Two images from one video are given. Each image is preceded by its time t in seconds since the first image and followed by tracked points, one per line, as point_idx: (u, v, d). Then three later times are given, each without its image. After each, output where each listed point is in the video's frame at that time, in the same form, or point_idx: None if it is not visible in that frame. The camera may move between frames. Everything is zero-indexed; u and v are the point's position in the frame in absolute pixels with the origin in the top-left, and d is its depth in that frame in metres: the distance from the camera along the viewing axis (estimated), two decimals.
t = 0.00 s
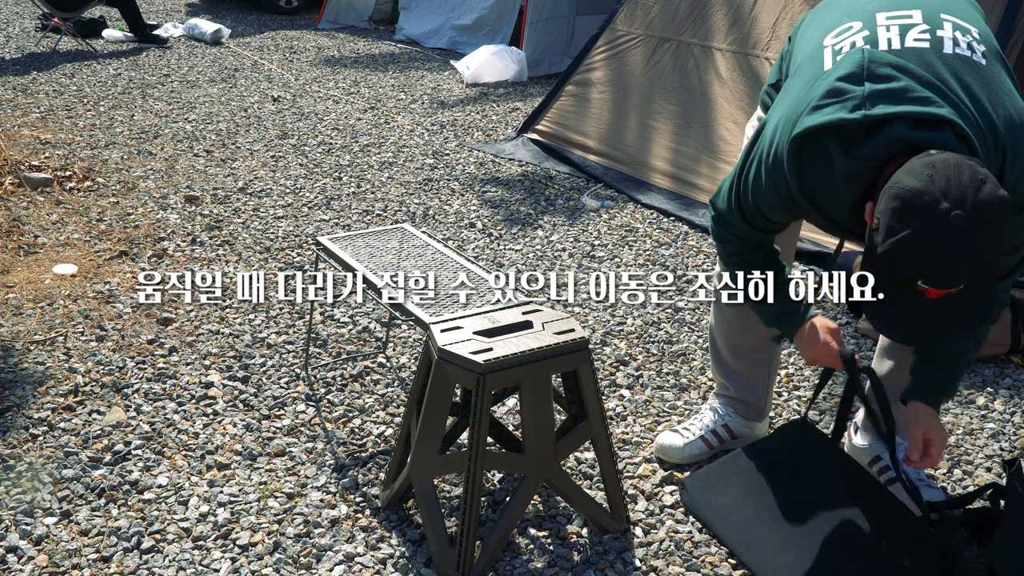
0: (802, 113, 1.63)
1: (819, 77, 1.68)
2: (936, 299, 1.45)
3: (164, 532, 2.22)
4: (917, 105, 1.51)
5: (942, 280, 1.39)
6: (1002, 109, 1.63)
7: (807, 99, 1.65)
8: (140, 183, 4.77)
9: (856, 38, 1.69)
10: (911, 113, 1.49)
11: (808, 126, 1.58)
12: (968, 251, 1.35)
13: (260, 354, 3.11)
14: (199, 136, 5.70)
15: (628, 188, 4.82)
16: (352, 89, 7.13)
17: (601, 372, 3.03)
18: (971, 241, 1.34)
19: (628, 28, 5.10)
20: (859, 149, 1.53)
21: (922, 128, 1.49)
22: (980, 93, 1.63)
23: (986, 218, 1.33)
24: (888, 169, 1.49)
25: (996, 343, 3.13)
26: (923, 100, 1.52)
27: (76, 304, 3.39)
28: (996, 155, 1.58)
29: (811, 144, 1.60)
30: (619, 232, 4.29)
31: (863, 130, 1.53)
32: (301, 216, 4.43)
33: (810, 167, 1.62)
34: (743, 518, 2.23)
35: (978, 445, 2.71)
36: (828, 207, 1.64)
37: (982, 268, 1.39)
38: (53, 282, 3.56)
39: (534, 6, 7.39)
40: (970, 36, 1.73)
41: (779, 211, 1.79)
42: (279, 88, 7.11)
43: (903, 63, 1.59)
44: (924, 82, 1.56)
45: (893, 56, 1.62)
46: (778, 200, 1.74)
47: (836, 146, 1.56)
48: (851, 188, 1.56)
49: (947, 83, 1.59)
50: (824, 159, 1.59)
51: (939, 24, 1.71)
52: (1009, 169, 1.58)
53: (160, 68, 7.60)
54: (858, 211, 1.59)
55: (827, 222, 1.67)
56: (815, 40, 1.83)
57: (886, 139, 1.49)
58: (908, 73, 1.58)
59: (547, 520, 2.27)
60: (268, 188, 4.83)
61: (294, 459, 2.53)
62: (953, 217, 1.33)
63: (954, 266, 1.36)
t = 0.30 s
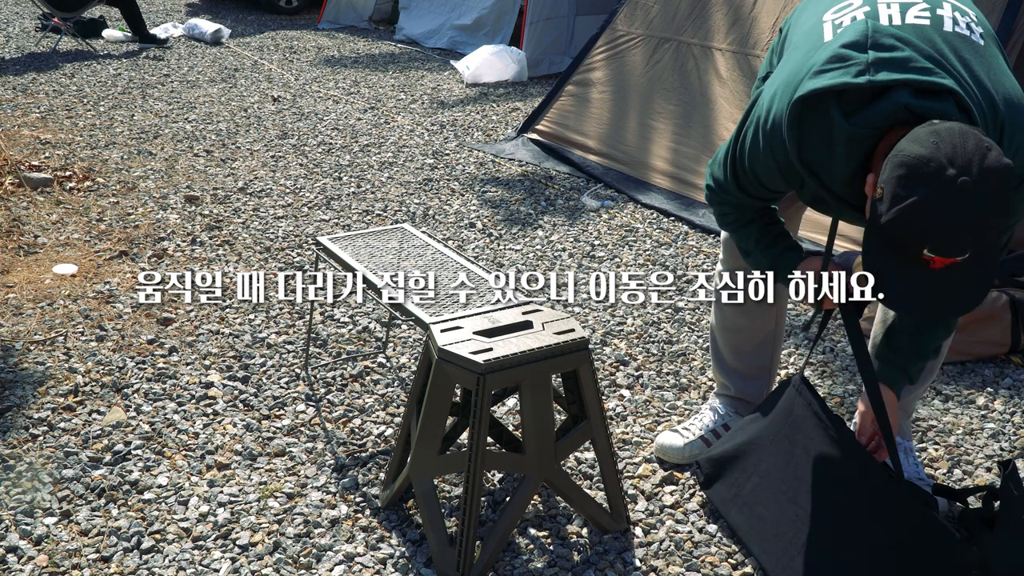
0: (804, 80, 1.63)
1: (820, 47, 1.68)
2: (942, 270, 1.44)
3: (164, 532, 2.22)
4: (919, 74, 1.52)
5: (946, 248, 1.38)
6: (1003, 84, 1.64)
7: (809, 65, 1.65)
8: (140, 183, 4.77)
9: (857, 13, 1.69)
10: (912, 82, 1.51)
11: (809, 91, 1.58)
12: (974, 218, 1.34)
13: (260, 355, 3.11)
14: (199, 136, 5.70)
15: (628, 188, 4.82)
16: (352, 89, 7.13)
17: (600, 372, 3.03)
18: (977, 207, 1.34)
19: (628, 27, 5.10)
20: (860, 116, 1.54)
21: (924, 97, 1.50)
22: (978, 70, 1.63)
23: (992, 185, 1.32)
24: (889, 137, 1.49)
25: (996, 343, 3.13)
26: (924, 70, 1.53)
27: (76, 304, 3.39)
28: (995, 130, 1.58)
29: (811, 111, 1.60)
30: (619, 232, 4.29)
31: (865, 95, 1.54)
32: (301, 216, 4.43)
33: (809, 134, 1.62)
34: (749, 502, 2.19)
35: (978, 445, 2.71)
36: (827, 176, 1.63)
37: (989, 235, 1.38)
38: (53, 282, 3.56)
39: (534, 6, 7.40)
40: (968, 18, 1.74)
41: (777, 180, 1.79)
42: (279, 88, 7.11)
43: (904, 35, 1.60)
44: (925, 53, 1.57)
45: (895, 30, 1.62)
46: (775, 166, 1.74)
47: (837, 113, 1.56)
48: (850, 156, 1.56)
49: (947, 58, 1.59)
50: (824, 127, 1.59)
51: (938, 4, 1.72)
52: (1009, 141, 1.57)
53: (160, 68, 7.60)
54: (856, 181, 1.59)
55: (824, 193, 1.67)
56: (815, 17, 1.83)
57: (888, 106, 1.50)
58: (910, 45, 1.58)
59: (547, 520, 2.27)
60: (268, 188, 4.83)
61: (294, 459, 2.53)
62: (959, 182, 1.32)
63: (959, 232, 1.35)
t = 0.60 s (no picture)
0: (803, 44, 1.65)
1: (818, 15, 1.69)
2: (944, 229, 1.40)
3: (164, 532, 2.22)
4: (917, 36, 1.53)
5: (951, 205, 1.35)
6: (1001, 53, 1.64)
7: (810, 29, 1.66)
8: (140, 183, 4.77)
9: None
10: (911, 44, 1.52)
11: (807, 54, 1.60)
12: (977, 170, 1.32)
13: (260, 355, 3.11)
14: (199, 136, 5.70)
15: (628, 188, 4.82)
16: (352, 89, 7.13)
17: (600, 372, 3.03)
18: (981, 161, 1.32)
19: (628, 27, 5.09)
20: (860, 78, 1.54)
21: (923, 59, 1.50)
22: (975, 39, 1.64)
23: (994, 138, 1.31)
24: (889, 98, 1.49)
25: (996, 343, 3.13)
26: (922, 33, 1.53)
27: (76, 304, 3.39)
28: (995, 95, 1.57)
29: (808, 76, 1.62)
30: (619, 232, 4.29)
31: (864, 57, 1.55)
32: (301, 216, 4.43)
33: (808, 97, 1.62)
34: (774, 500, 2.15)
35: (978, 444, 2.71)
36: (825, 141, 1.62)
37: (991, 192, 1.35)
38: (53, 282, 3.56)
39: (534, 6, 7.40)
40: None
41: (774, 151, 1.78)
42: (279, 88, 7.11)
43: (902, 2, 1.61)
44: (923, 19, 1.58)
45: None
46: (771, 134, 1.75)
47: (835, 75, 1.56)
48: (848, 118, 1.55)
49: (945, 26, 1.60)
50: (823, 90, 1.59)
51: None
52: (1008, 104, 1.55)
53: (160, 68, 7.60)
54: (853, 146, 1.58)
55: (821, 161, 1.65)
56: None
57: (887, 67, 1.50)
58: (908, 11, 1.59)
59: (547, 520, 2.27)
60: (268, 188, 4.83)
61: (294, 459, 2.53)
62: (963, 134, 1.30)
63: (963, 184, 1.32)
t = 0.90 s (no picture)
0: (790, 13, 1.66)
1: None
2: (931, 187, 1.39)
3: (164, 532, 2.22)
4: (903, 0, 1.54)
5: (938, 159, 1.34)
6: (992, 21, 1.63)
7: (796, 0, 1.68)
8: (140, 183, 4.77)
9: None
10: (897, 9, 1.52)
11: (794, 21, 1.61)
12: (969, 122, 1.31)
13: (260, 354, 3.11)
14: (199, 136, 5.70)
15: (628, 188, 4.82)
16: (352, 90, 7.13)
17: (600, 372, 3.03)
18: (970, 116, 1.31)
19: (628, 27, 5.09)
20: (846, 44, 1.55)
21: (910, 21, 1.50)
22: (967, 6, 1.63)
23: (983, 88, 1.30)
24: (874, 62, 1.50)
25: (997, 343, 3.13)
26: None
27: (76, 304, 3.39)
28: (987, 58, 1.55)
29: (796, 44, 1.63)
30: (619, 232, 4.29)
31: (850, 23, 1.56)
32: (301, 216, 4.43)
33: (794, 66, 1.63)
34: (776, 483, 2.08)
35: (978, 445, 2.71)
36: (811, 109, 1.63)
37: (981, 149, 1.34)
38: (53, 282, 3.56)
39: (534, 7, 7.41)
40: None
41: (767, 123, 1.78)
42: (279, 88, 7.11)
43: None
44: None
45: None
46: (760, 106, 1.76)
47: (821, 41, 1.58)
48: (834, 84, 1.56)
49: None
50: (810, 57, 1.60)
51: None
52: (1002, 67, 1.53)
53: (160, 68, 7.60)
54: (840, 112, 1.58)
55: (808, 129, 1.66)
56: None
57: (872, 31, 1.51)
58: None
59: (547, 520, 2.27)
60: (268, 188, 4.83)
61: (294, 459, 2.53)
62: (947, 85, 1.29)
63: (952, 138, 1.32)
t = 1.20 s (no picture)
0: None
1: None
2: (874, 134, 1.32)
3: (164, 532, 2.22)
4: None
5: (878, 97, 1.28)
6: (984, 1, 1.53)
7: None
8: (140, 183, 4.77)
9: None
10: None
11: None
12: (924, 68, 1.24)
13: (260, 354, 3.11)
14: (199, 136, 5.70)
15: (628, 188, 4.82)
16: (352, 90, 7.13)
17: (600, 372, 3.03)
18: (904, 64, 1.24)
19: (628, 28, 5.09)
20: (833, 17, 1.54)
21: None
22: None
23: (941, 37, 1.24)
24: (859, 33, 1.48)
25: (997, 343, 3.13)
26: None
27: (76, 304, 3.39)
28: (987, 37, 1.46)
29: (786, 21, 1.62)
30: (619, 232, 4.29)
31: None
32: (301, 216, 4.43)
33: (782, 48, 1.62)
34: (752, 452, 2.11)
35: (979, 445, 2.70)
36: (799, 86, 1.61)
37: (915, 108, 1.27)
38: (53, 282, 3.56)
39: (534, 7, 7.41)
40: None
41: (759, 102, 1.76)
42: (279, 88, 7.11)
43: None
44: None
45: None
46: (750, 83, 1.74)
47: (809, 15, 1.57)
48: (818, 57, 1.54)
49: None
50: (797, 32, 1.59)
51: None
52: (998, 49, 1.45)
53: (160, 68, 7.60)
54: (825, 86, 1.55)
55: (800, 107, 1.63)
56: None
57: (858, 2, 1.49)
58: None
59: (547, 520, 2.27)
60: (268, 188, 4.83)
61: (294, 459, 2.53)
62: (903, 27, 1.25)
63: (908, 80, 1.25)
